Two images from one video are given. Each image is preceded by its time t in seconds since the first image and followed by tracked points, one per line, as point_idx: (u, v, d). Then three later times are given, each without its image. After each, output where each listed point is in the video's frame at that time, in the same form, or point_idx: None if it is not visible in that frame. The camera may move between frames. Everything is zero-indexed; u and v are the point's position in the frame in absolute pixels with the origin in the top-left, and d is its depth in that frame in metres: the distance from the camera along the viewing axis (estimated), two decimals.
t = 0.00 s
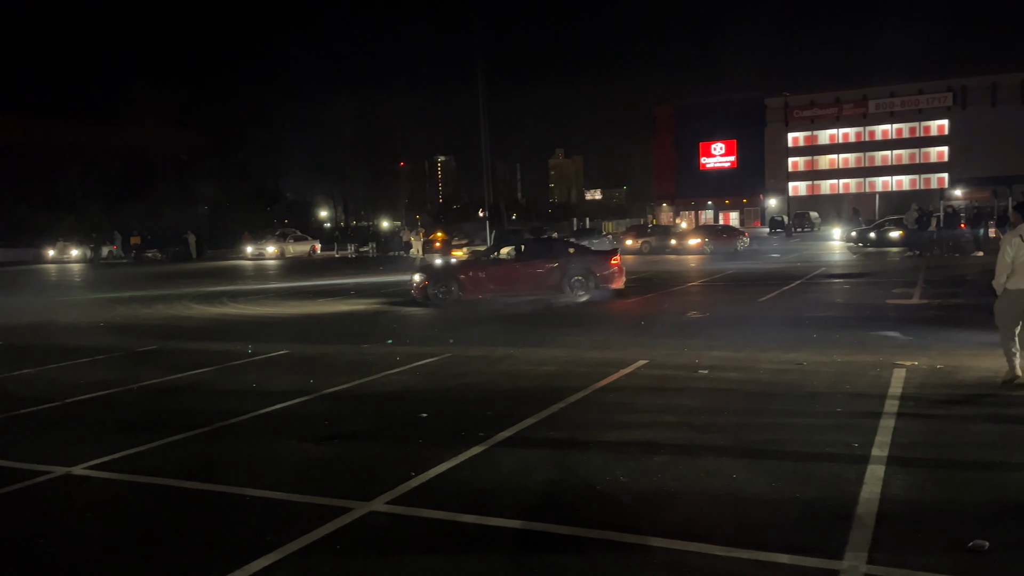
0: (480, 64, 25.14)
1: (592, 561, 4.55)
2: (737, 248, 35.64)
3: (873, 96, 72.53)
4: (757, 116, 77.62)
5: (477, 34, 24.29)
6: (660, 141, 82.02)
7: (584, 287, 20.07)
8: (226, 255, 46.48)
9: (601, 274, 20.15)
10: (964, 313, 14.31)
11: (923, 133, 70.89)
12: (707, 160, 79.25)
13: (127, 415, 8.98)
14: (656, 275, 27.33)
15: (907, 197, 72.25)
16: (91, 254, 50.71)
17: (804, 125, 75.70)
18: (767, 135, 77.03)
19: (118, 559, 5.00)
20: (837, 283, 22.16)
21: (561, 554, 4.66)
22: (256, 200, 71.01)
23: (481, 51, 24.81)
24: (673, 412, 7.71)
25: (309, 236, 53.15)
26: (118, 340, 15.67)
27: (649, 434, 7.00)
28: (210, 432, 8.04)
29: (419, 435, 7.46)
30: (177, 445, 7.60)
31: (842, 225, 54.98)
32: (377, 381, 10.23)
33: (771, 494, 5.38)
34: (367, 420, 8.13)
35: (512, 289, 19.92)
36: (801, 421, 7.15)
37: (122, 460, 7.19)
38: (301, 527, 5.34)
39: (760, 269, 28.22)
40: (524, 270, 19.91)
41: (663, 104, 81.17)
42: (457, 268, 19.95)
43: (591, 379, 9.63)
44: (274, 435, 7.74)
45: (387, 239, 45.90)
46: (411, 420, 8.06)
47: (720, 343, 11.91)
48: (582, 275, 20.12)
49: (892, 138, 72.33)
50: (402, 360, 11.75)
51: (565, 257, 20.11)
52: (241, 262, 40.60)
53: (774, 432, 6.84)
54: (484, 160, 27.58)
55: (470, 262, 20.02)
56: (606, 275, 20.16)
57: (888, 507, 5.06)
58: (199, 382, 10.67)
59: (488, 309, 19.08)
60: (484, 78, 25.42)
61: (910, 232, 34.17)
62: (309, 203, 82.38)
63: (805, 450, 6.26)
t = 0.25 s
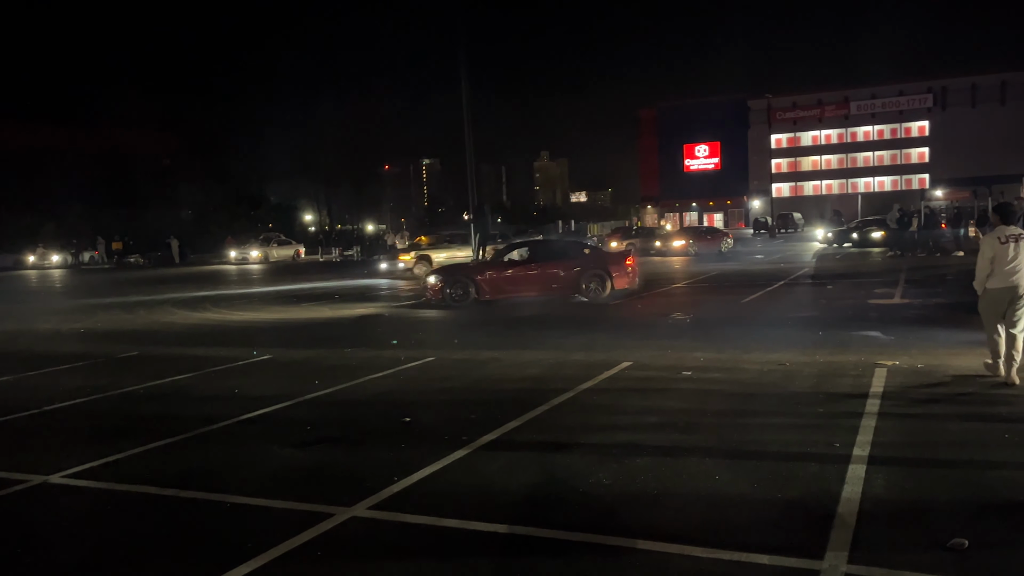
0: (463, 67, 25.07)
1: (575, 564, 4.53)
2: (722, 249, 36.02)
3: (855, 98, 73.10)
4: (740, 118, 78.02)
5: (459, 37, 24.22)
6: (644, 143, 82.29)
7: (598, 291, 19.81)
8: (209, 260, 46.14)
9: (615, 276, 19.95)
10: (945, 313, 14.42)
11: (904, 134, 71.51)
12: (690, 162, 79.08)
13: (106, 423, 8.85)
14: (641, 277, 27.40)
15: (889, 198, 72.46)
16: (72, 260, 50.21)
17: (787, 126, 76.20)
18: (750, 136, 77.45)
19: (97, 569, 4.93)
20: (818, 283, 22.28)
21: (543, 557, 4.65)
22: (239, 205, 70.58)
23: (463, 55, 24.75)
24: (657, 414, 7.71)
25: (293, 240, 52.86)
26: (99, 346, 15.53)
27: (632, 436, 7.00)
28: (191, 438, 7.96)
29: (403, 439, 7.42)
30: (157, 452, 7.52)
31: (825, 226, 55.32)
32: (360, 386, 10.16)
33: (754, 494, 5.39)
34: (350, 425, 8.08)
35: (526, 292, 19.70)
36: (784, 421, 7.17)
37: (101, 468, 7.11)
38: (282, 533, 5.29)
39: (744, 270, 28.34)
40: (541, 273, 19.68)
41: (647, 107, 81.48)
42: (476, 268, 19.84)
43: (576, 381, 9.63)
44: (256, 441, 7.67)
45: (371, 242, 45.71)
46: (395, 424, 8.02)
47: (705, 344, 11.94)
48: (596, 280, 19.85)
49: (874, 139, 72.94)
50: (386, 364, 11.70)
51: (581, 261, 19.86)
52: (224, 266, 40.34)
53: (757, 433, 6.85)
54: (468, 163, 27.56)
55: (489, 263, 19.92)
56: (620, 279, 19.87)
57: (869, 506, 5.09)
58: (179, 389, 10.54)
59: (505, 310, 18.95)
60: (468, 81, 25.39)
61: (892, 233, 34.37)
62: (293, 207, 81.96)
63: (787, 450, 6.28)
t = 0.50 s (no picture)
0: (449, 71, 25.06)
1: (562, 570, 4.52)
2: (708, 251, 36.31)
3: (838, 101, 73.64)
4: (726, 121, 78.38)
5: (445, 41, 24.22)
6: (631, 146, 82.59)
7: (612, 291, 20.11)
8: (195, 266, 45.85)
9: (629, 277, 20.20)
10: (929, 315, 14.54)
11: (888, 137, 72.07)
12: (677, 165, 79.20)
13: (90, 430, 8.78)
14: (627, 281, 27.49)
15: (873, 200, 73.56)
16: (56, 266, 49.79)
17: (772, 129, 76.66)
18: (735, 139, 77.84)
19: None
20: (804, 285, 22.39)
21: (531, 563, 4.63)
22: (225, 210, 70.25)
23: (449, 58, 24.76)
24: (644, 418, 7.72)
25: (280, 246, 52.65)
26: (82, 353, 15.40)
27: (619, 439, 7.00)
28: (175, 446, 7.90)
29: (389, 445, 7.39)
30: (140, 461, 7.45)
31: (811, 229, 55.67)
32: (348, 391, 10.13)
33: (740, 497, 5.40)
34: (336, 431, 8.04)
35: (541, 294, 19.87)
36: (770, 424, 7.19)
37: (85, 476, 7.03)
38: (268, 541, 5.25)
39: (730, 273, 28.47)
40: (556, 274, 19.88)
41: (633, 110, 81.77)
42: (490, 271, 19.88)
43: (562, 385, 9.63)
44: (242, 448, 7.62)
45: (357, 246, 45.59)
46: (381, 430, 7.99)
47: (692, 347, 11.98)
48: (609, 280, 20.15)
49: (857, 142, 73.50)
50: (373, 369, 11.66)
51: (595, 262, 20.11)
52: (210, 272, 40.13)
53: (743, 435, 6.88)
54: (455, 168, 27.57)
55: (502, 267, 19.98)
56: (632, 279, 20.17)
57: (854, 508, 5.11)
58: (163, 396, 10.47)
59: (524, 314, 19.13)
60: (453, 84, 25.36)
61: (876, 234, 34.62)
62: (279, 212, 81.64)
63: (773, 453, 6.30)
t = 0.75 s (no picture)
0: (435, 75, 25.04)
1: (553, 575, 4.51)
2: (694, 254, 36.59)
3: (823, 105, 74.18)
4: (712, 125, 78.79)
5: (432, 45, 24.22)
6: (618, 150, 82.90)
7: (623, 293, 20.26)
8: (181, 271, 45.60)
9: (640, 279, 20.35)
10: (914, 317, 14.63)
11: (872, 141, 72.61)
12: (663, 169, 79.96)
13: (73, 438, 8.70)
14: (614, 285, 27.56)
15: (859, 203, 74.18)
16: (41, 272, 49.45)
17: (757, 133, 77.10)
18: (722, 143, 78.22)
19: None
20: (790, 288, 22.48)
21: (522, 569, 4.61)
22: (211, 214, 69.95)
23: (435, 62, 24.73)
24: (633, 421, 7.73)
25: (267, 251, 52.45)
26: (66, 360, 15.30)
27: (607, 443, 7.01)
28: (161, 452, 7.85)
29: (378, 451, 7.36)
30: (127, 468, 7.38)
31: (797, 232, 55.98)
32: (335, 397, 10.09)
33: (729, 500, 5.42)
34: (323, 437, 8.00)
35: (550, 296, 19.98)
36: (759, 426, 7.20)
37: (71, 484, 6.97)
38: (256, 549, 5.20)
39: (716, 276, 28.62)
40: (567, 276, 20.03)
41: (620, 114, 82.07)
42: (499, 274, 20.07)
43: (551, 389, 9.63)
44: (228, 455, 7.56)
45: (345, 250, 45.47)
46: (369, 435, 7.95)
47: (680, 350, 11.99)
48: (620, 282, 20.32)
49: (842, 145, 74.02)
50: (361, 374, 11.62)
51: (605, 264, 20.29)
52: (197, 277, 39.93)
53: (732, 438, 6.89)
54: (442, 172, 27.59)
55: (511, 269, 20.13)
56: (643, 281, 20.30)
57: (842, 510, 5.12)
58: (149, 403, 10.39)
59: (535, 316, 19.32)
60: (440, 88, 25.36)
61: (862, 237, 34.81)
62: (265, 217, 81.31)
63: (762, 456, 6.32)
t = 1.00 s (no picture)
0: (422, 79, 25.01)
1: None
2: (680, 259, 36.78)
3: (808, 111, 74.73)
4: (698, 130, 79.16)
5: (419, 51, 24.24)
6: (605, 155, 83.15)
7: (629, 296, 20.35)
8: (167, 277, 45.33)
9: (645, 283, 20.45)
10: (900, 321, 14.71)
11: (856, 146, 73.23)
12: (649, 174, 79.59)
13: (56, 446, 8.62)
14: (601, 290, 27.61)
15: (843, 208, 74.79)
16: (23, 278, 48.99)
17: (743, 138, 77.53)
18: (707, 148, 78.62)
19: None
20: (776, 293, 22.55)
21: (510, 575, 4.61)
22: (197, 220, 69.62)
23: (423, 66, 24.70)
24: (620, 426, 7.76)
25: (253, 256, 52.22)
26: (50, 367, 15.17)
27: (594, 448, 7.02)
28: (147, 460, 7.79)
29: (365, 457, 7.34)
30: (111, 476, 7.32)
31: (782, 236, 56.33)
32: (323, 403, 10.05)
33: (716, 505, 5.43)
34: (310, 444, 7.97)
35: (558, 300, 19.97)
36: (745, 431, 7.24)
37: (54, 493, 6.90)
38: (242, 557, 5.17)
39: (704, 281, 28.75)
40: (574, 280, 20.00)
41: (607, 119, 82.34)
42: (505, 278, 19.83)
43: (538, 394, 9.64)
44: (214, 463, 7.51)
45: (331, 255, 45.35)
46: (356, 442, 7.93)
47: (667, 355, 12.04)
48: (625, 287, 20.43)
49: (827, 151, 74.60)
50: (348, 380, 11.59)
51: (611, 268, 20.36)
52: (181, 283, 39.70)
53: (719, 442, 6.92)
54: (430, 178, 27.59)
55: (517, 273, 19.92)
56: (648, 284, 20.43)
57: (828, 515, 5.15)
58: (133, 410, 10.31)
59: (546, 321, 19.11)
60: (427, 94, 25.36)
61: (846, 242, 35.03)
62: (251, 222, 80.87)
63: (748, 460, 6.35)
